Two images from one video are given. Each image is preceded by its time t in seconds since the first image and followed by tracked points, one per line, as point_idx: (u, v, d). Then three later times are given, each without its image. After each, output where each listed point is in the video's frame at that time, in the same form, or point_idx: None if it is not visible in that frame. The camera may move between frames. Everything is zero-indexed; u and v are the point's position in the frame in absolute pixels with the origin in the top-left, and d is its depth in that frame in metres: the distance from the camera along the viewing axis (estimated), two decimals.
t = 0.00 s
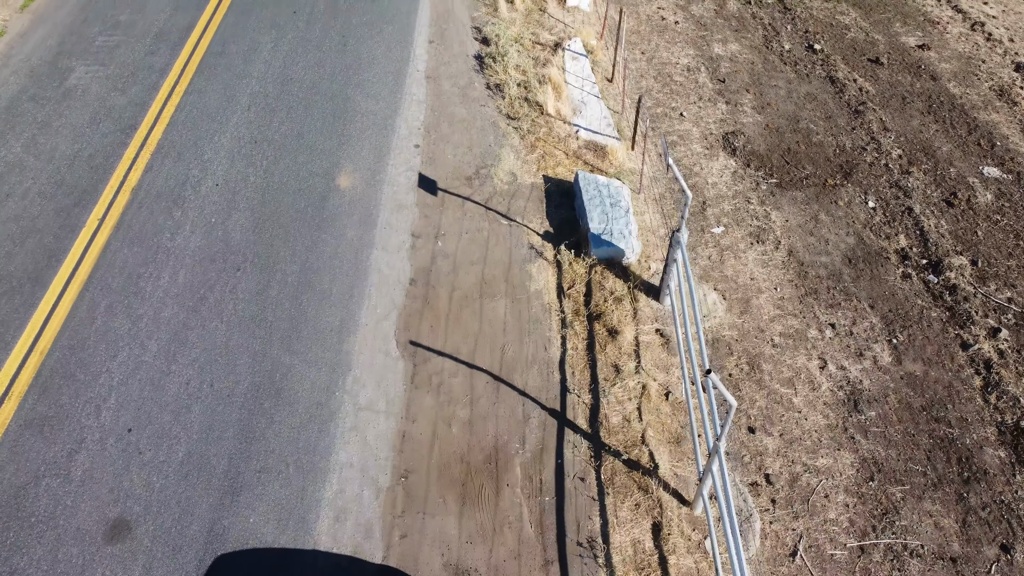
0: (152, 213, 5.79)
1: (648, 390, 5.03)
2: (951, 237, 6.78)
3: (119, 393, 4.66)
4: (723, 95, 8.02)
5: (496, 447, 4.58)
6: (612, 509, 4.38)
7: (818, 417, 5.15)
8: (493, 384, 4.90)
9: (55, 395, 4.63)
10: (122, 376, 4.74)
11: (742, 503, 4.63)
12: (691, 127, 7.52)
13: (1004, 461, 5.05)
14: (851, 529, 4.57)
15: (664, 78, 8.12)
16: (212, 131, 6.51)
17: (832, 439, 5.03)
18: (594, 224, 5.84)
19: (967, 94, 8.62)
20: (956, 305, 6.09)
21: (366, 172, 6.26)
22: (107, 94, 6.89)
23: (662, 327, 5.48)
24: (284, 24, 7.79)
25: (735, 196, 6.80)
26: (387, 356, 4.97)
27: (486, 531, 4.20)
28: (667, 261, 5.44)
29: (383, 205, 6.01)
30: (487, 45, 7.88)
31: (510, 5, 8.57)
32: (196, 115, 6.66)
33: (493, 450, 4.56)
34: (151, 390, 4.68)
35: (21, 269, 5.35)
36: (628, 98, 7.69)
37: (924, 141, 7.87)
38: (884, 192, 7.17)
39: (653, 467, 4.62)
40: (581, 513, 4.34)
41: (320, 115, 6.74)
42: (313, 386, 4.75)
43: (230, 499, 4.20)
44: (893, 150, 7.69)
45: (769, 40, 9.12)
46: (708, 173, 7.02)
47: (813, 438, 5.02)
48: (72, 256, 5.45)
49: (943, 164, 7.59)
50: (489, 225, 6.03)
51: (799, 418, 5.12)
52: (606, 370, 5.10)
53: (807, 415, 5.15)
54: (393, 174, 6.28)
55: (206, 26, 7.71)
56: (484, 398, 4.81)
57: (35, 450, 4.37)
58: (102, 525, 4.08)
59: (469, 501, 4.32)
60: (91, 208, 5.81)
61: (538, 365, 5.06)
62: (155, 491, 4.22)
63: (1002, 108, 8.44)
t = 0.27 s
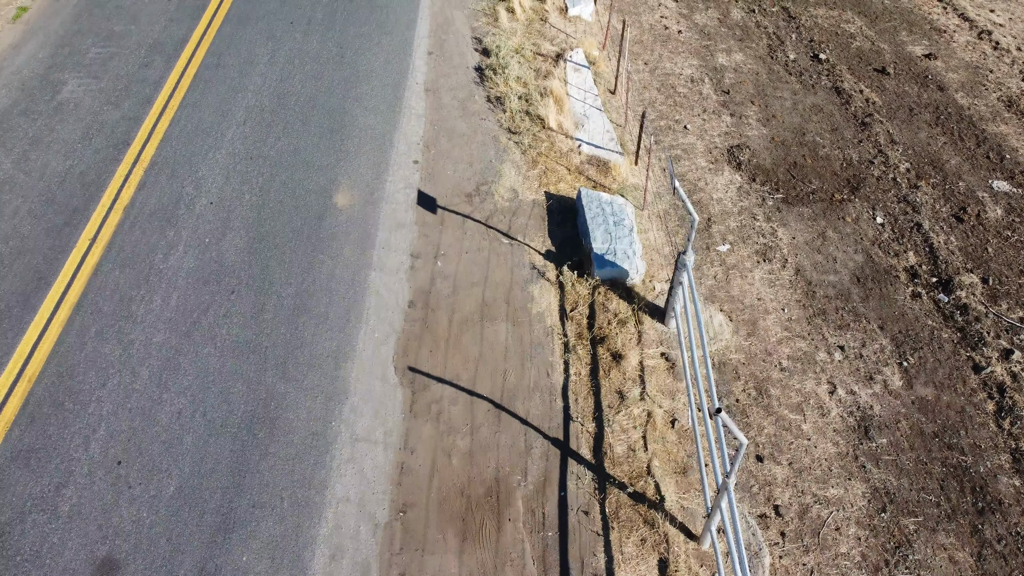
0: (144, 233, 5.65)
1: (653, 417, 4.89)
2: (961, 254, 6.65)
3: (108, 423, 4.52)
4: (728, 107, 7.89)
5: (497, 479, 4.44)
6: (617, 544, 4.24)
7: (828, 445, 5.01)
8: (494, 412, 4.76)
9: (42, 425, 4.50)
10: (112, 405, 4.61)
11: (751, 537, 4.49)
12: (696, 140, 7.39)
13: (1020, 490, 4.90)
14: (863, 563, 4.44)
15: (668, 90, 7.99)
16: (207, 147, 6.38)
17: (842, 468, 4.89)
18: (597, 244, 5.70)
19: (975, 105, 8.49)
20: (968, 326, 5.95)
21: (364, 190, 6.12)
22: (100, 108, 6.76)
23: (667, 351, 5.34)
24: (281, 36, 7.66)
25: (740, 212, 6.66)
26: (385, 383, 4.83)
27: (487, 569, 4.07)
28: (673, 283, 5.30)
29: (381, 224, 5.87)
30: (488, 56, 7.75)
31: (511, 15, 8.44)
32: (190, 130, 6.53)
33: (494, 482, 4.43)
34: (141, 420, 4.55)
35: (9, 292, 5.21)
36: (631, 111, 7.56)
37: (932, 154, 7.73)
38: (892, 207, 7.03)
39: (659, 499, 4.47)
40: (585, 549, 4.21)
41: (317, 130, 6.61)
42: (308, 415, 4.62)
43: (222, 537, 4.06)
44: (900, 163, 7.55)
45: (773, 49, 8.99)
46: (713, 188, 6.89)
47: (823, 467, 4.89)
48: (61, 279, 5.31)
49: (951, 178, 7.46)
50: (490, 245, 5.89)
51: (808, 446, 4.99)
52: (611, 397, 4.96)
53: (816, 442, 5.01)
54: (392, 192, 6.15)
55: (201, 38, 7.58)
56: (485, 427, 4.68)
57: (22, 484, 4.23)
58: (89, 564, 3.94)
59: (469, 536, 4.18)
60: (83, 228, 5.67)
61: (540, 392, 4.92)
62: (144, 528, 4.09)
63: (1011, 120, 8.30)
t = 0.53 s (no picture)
0: (136, 254, 5.51)
1: (659, 446, 4.76)
2: (971, 271, 6.51)
3: (97, 455, 4.38)
4: (732, 119, 7.76)
5: (499, 513, 4.31)
6: None
7: (838, 473, 4.88)
8: (495, 442, 4.63)
9: (29, 457, 4.35)
10: (101, 435, 4.47)
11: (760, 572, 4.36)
12: (700, 153, 7.25)
13: None
14: None
15: (671, 101, 7.86)
16: (201, 163, 6.24)
17: (853, 498, 4.76)
18: (600, 264, 5.56)
19: (983, 116, 8.36)
20: (979, 347, 5.81)
21: (362, 207, 5.99)
22: (92, 122, 6.62)
23: (672, 375, 5.20)
24: (277, 47, 7.52)
25: (745, 228, 6.53)
26: (383, 411, 4.69)
27: None
28: (678, 306, 5.17)
29: (378, 243, 5.74)
30: (488, 68, 7.61)
31: (511, 25, 8.31)
32: (184, 145, 6.39)
33: (495, 516, 4.29)
34: (131, 451, 4.41)
35: None
36: (634, 124, 7.43)
37: (940, 167, 7.60)
38: (900, 223, 6.90)
39: (665, 533, 4.34)
40: None
41: (314, 145, 6.47)
42: (304, 446, 4.48)
43: None
44: (908, 177, 7.42)
45: (777, 59, 8.86)
46: (718, 204, 6.75)
47: (833, 497, 4.76)
48: (50, 302, 5.17)
49: (960, 192, 7.32)
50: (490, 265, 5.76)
51: (818, 475, 4.86)
52: (615, 424, 4.83)
53: (826, 471, 4.88)
54: (390, 209, 6.01)
55: (196, 49, 7.44)
56: (486, 458, 4.54)
57: (7, 521, 4.09)
58: None
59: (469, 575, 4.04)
60: (73, 248, 5.53)
61: (542, 420, 4.78)
62: (133, 567, 3.95)
63: (1020, 131, 8.17)
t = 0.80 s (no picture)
0: (128, 275, 5.38)
1: (664, 475, 4.63)
2: (981, 289, 6.37)
3: (86, 488, 4.25)
4: (736, 132, 7.63)
5: (500, 548, 4.17)
6: None
7: (848, 503, 4.75)
8: (496, 472, 4.50)
9: (15, 491, 4.22)
10: (90, 468, 4.34)
11: None
12: (704, 167, 7.12)
13: None
14: None
15: (674, 113, 7.73)
16: (195, 180, 6.11)
17: (864, 529, 4.63)
18: (604, 285, 5.43)
19: (991, 127, 8.23)
20: (991, 368, 5.67)
21: (359, 225, 5.86)
22: (84, 137, 6.49)
23: (677, 400, 5.07)
24: (274, 59, 7.39)
25: (751, 245, 6.40)
26: (380, 441, 4.56)
27: None
28: (684, 329, 5.04)
29: (376, 263, 5.61)
30: (488, 80, 7.48)
31: (512, 35, 8.19)
32: (178, 161, 6.26)
33: (495, 552, 4.16)
34: (121, 483, 4.28)
35: None
36: (637, 137, 7.30)
37: (948, 180, 7.47)
38: (909, 238, 6.77)
39: (671, 569, 4.20)
40: None
41: (310, 161, 6.34)
42: (298, 478, 4.35)
43: None
44: (916, 191, 7.29)
45: (782, 69, 8.74)
46: (722, 219, 6.62)
47: (843, 528, 4.62)
48: (40, 325, 5.03)
49: (969, 206, 7.19)
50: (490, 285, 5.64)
51: (827, 505, 4.72)
52: (619, 453, 4.70)
53: (836, 501, 4.75)
54: (388, 227, 5.88)
55: (191, 61, 7.31)
56: (486, 489, 4.41)
57: None
58: None
59: None
60: (63, 269, 5.40)
61: (544, 449, 4.65)
62: None
63: None
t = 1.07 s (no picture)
0: (120, 296, 5.25)
1: (670, 506, 4.50)
2: (991, 307, 6.24)
3: (73, 522, 4.12)
4: (740, 144, 7.50)
5: None
6: None
7: (859, 534, 4.62)
8: (497, 504, 4.37)
9: (1, 525, 4.09)
10: (78, 500, 4.21)
11: None
12: (708, 182, 7.00)
13: None
14: None
15: (677, 125, 7.60)
16: (188, 196, 5.98)
17: (875, 561, 4.51)
18: (606, 307, 5.30)
19: (998, 139, 8.10)
20: (1003, 390, 5.54)
21: (356, 244, 5.74)
22: (76, 152, 6.36)
23: (682, 426, 4.95)
24: (270, 71, 7.25)
25: (756, 262, 6.27)
26: (377, 471, 4.44)
27: None
28: (688, 354, 4.92)
29: (374, 283, 5.49)
30: (488, 92, 7.35)
31: (512, 45, 8.06)
32: (171, 177, 6.13)
33: None
34: (109, 516, 4.15)
35: None
36: (639, 151, 7.17)
37: (956, 194, 7.34)
38: (917, 255, 6.64)
39: None
40: None
41: (307, 176, 6.22)
42: (293, 511, 4.22)
43: None
44: (923, 205, 7.16)
45: (786, 79, 8.61)
46: (727, 236, 6.49)
47: (853, 560, 4.50)
48: (28, 350, 4.90)
49: (977, 221, 7.06)
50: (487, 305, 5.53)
51: (837, 535, 4.60)
52: (623, 483, 4.57)
53: (846, 531, 4.62)
54: (386, 246, 5.76)
55: (185, 73, 7.18)
56: (486, 522, 4.28)
57: None
58: None
59: None
60: (52, 291, 5.26)
61: (545, 479, 4.53)
62: None
63: None
